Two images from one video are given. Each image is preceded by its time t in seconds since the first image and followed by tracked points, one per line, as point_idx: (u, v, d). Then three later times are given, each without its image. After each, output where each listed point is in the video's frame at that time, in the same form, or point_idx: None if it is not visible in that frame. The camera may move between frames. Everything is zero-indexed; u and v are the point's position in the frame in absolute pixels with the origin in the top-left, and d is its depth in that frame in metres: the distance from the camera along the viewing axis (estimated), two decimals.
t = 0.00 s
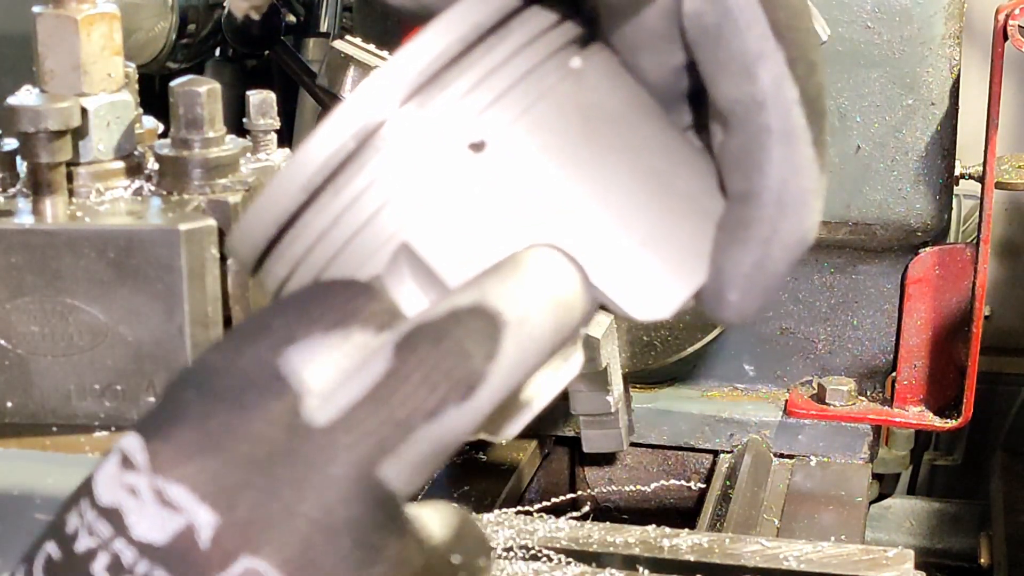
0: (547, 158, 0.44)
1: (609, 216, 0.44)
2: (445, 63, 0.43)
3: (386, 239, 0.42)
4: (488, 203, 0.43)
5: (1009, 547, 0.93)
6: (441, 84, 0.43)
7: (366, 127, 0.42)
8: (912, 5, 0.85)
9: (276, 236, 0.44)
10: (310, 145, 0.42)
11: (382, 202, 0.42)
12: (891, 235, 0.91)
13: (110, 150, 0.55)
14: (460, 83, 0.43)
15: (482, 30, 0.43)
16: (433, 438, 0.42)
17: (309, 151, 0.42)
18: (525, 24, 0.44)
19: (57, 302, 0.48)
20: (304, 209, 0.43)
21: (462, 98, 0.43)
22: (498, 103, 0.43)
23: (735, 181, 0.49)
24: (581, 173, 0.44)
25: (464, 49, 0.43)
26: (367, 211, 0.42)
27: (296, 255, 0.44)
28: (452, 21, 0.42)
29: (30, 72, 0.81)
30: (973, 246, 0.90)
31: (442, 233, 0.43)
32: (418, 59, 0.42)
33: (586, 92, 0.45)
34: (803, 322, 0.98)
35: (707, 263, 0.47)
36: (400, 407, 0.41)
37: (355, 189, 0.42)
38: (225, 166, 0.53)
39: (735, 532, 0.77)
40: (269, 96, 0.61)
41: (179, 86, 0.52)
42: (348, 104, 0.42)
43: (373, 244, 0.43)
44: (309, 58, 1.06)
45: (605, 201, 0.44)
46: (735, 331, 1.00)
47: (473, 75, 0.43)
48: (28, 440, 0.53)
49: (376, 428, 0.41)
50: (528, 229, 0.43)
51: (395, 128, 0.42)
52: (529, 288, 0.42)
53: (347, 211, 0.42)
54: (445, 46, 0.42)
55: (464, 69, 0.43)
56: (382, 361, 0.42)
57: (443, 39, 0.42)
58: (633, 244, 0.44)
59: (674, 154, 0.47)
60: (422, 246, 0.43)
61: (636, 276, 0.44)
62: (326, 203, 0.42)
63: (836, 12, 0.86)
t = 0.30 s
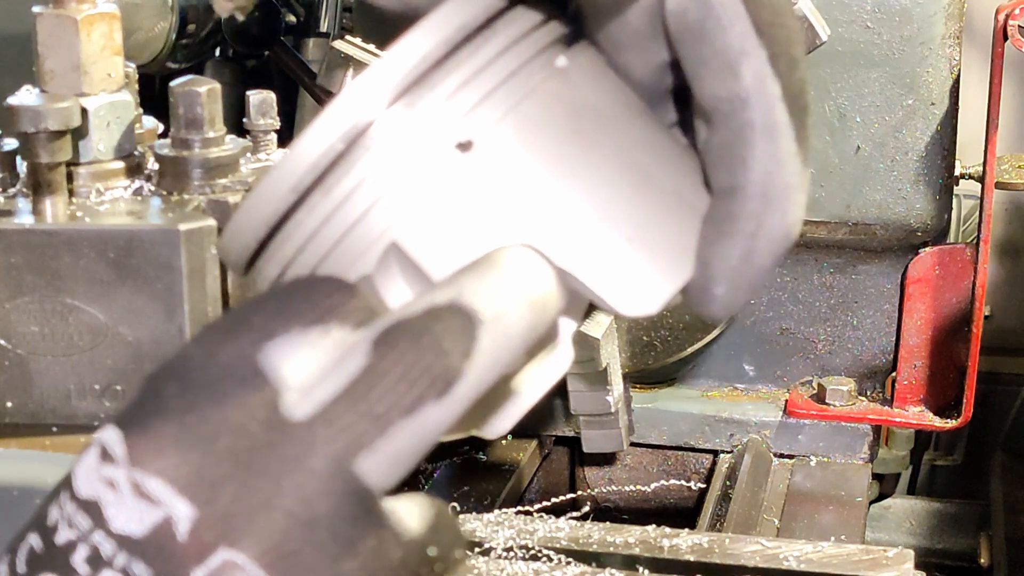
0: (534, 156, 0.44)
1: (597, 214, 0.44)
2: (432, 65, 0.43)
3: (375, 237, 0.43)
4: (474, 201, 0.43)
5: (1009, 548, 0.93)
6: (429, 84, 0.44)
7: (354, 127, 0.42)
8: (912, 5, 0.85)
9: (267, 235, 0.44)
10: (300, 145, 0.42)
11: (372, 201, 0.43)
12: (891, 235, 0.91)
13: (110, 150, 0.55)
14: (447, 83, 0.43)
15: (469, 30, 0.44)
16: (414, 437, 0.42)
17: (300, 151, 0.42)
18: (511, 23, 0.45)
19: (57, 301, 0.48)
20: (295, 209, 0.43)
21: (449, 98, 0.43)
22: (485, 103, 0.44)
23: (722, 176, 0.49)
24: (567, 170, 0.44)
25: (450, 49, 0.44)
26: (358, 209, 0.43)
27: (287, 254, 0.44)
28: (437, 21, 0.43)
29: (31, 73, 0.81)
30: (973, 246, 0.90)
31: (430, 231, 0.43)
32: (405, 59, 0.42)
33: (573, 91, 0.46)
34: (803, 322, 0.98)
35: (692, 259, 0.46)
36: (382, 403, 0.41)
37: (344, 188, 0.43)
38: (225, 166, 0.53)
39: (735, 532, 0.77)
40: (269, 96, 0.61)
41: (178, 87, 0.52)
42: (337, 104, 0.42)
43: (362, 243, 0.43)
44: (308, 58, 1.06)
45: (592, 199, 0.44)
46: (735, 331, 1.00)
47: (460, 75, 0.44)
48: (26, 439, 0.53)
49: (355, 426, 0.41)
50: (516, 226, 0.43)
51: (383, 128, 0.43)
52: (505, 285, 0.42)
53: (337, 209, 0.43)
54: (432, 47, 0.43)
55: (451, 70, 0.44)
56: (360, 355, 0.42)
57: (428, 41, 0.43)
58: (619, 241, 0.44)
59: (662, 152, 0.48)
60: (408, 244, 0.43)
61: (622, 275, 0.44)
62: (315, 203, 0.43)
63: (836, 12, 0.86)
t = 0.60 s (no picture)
0: (540, 158, 0.44)
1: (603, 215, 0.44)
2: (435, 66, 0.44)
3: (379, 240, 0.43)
4: (481, 202, 0.43)
5: (1009, 548, 0.93)
6: (433, 85, 0.44)
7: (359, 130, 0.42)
8: (912, 5, 0.85)
9: (271, 239, 0.44)
10: (304, 147, 0.42)
11: (376, 203, 0.43)
12: (891, 235, 0.91)
13: (110, 150, 0.55)
14: (451, 84, 0.43)
15: (471, 32, 0.44)
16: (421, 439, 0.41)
17: (304, 153, 0.42)
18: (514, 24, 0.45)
19: (57, 301, 0.48)
20: (298, 213, 0.43)
21: (453, 98, 0.43)
22: (490, 103, 0.44)
23: (725, 175, 0.49)
24: (572, 173, 0.44)
25: (453, 51, 0.44)
26: (362, 211, 0.43)
27: (291, 258, 0.44)
28: (441, 24, 0.43)
29: (31, 72, 0.81)
30: (973, 246, 0.90)
31: (437, 233, 0.43)
32: (409, 61, 0.43)
33: (576, 92, 0.46)
34: (804, 322, 0.98)
35: (698, 262, 0.47)
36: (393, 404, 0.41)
37: (349, 190, 0.43)
38: (225, 166, 0.53)
39: (735, 532, 0.77)
40: (269, 96, 0.61)
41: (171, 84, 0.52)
42: (342, 107, 0.42)
43: (363, 249, 0.43)
44: (308, 58, 1.06)
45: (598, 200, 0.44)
46: (735, 331, 1.00)
47: (464, 76, 0.44)
48: (27, 440, 0.53)
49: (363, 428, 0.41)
50: (520, 228, 0.44)
51: (389, 128, 0.43)
52: (519, 287, 0.41)
53: (341, 212, 0.43)
54: (435, 48, 0.43)
55: (455, 71, 0.44)
56: (376, 356, 0.41)
57: (432, 43, 0.43)
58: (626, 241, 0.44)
59: (667, 156, 0.47)
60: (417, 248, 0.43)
61: (626, 275, 0.44)
62: (318, 207, 0.43)
63: (836, 12, 0.86)
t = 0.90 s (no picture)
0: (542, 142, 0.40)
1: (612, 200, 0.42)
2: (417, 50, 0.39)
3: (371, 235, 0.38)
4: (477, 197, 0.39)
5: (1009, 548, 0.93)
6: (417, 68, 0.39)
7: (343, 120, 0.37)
8: (912, 5, 0.85)
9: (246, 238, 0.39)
10: (280, 139, 0.37)
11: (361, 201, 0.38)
12: (891, 235, 0.91)
13: (110, 150, 0.56)
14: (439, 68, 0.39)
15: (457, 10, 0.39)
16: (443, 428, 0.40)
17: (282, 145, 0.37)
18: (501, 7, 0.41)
19: (56, 301, 0.48)
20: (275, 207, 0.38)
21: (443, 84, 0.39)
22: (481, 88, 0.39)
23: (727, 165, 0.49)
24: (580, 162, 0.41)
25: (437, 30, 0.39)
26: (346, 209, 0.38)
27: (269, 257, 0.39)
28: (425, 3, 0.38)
29: (31, 72, 0.81)
30: (973, 246, 0.90)
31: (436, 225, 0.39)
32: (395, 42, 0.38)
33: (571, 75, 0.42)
34: (804, 322, 0.98)
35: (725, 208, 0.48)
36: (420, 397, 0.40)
37: (330, 186, 0.37)
38: (225, 166, 0.54)
39: (735, 532, 0.77)
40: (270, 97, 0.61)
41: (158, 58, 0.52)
42: (320, 94, 0.37)
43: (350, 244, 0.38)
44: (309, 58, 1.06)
45: (605, 187, 0.42)
46: (735, 331, 1.00)
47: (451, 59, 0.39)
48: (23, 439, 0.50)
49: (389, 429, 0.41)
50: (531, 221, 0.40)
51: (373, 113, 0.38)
52: (548, 284, 0.39)
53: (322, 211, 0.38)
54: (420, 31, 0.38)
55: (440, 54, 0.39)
56: (394, 364, 0.41)
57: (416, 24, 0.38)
58: (648, 216, 0.43)
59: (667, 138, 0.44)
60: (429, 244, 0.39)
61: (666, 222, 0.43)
62: (295, 206, 0.38)
63: (836, 12, 0.86)
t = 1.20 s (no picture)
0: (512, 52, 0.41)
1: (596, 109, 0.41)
2: None
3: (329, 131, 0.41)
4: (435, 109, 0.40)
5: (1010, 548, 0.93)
6: None
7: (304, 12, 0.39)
8: (912, 5, 0.85)
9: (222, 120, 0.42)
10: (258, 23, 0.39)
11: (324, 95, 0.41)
12: (891, 235, 0.92)
13: (109, 150, 0.61)
14: None
15: None
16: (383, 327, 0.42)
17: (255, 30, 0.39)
18: None
19: (57, 301, 0.55)
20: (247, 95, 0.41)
21: None
22: None
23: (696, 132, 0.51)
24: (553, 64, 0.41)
25: None
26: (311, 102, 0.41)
27: (240, 143, 0.42)
28: None
29: (32, 74, 0.82)
30: (973, 246, 0.90)
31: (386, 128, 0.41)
32: None
33: None
34: (804, 322, 0.98)
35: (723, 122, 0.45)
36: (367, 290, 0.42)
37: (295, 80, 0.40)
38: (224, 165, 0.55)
39: (735, 532, 0.77)
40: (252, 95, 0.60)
41: (112, 41, 0.46)
42: None
43: (308, 144, 0.41)
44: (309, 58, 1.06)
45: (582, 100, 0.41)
46: (735, 332, 1.00)
47: None
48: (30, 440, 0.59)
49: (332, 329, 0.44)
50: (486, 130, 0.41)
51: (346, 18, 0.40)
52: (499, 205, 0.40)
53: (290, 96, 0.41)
54: None
55: None
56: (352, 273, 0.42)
57: None
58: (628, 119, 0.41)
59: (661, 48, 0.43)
60: (354, 175, 0.41)
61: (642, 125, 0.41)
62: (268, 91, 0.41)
63: (836, 12, 0.86)
